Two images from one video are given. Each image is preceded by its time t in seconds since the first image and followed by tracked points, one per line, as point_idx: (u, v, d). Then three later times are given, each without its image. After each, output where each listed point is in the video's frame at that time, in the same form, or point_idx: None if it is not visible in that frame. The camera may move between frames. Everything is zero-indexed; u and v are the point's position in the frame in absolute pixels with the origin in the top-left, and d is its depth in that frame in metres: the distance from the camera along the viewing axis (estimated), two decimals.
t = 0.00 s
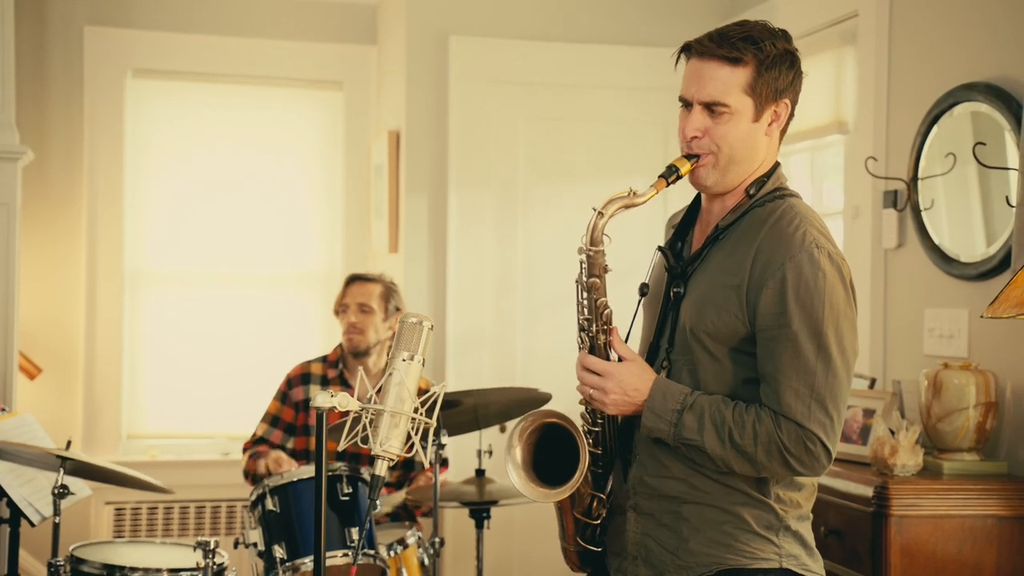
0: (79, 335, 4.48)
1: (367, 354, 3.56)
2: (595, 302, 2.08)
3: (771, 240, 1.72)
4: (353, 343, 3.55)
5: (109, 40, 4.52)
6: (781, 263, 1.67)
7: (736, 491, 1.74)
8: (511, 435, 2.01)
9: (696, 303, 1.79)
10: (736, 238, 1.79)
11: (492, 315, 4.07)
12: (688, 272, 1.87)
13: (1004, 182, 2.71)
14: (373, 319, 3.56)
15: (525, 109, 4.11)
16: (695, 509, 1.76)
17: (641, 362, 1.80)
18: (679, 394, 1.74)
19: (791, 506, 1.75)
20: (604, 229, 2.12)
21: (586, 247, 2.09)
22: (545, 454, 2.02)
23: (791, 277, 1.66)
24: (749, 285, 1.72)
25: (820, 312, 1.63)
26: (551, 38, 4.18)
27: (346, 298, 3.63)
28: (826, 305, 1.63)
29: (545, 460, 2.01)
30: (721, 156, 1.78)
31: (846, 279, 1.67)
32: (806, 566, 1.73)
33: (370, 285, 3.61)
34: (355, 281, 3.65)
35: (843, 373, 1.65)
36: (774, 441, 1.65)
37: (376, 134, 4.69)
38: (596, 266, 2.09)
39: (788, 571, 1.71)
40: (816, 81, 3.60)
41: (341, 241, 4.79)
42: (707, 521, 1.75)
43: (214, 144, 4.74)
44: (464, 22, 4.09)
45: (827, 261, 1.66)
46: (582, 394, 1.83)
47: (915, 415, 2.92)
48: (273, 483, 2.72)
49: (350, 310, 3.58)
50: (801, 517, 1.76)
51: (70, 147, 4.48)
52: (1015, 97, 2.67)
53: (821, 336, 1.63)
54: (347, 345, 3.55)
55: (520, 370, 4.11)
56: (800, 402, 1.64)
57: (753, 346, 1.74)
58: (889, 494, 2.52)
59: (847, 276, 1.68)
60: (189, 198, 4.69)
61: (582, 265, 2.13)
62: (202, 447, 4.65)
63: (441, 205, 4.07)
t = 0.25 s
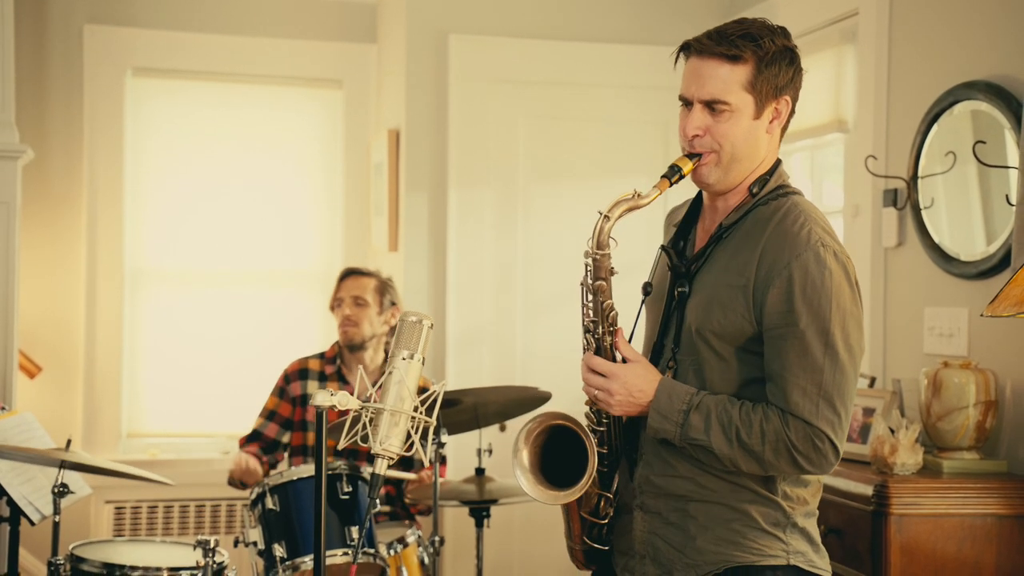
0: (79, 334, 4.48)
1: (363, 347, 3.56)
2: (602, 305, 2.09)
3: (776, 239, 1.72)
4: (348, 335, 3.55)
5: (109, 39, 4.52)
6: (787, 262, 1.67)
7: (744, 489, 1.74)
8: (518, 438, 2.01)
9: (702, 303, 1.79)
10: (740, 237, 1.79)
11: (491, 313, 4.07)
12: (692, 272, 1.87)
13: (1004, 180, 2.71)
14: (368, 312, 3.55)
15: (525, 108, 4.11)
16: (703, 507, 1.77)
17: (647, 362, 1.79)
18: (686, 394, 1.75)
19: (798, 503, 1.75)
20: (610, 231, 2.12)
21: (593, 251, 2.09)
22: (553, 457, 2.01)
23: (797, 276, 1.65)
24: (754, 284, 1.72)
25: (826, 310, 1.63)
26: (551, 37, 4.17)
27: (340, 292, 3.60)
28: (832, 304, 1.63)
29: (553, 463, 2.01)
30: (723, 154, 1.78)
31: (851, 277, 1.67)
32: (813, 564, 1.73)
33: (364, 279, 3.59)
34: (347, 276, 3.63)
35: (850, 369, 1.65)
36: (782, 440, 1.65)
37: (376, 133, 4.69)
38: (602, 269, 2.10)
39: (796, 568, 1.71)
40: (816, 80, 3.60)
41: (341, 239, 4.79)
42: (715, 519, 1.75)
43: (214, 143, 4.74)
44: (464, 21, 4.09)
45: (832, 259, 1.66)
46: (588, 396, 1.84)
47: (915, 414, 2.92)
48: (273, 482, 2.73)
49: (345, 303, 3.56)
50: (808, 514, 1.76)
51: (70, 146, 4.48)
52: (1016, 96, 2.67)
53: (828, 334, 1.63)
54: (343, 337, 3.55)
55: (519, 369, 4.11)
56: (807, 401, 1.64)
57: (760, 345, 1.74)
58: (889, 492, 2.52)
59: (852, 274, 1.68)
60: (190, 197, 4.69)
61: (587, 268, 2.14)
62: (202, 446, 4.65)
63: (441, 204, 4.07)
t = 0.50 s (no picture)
0: (79, 334, 4.48)
1: (361, 355, 3.57)
2: (607, 299, 2.09)
3: (777, 229, 1.72)
4: (348, 345, 3.54)
5: (109, 39, 4.52)
6: (789, 250, 1.68)
7: (751, 487, 1.74)
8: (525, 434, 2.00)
9: (706, 295, 1.80)
10: (742, 229, 1.80)
11: (491, 314, 4.07)
12: (694, 266, 1.88)
13: (1004, 181, 2.71)
14: (368, 321, 3.55)
15: (525, 108, 4.11)
16: (710, 505, 1.77)
17: (653, 355, 1.79)
18: (694, 383, 1.74)
19: (806, 500, 1.75)
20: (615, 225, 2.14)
21: (598, 243, 2.11)
22: (558, 453, 2.01)
23: (798, 263, 1.66)
24: (758, 274, 1.73)
25: (830, 295, 1.63)
26: (551, 37, 4.17)
27: (340, 299, 3.59)
28: (836, 289, 1.64)
29: (560, 461, 2.01)
30: (721, 147, 1.78)
31: (854, 263, 1.67)
32: (821, 560, 1.73)
33: (364, 287, 3.58)
34: (349, 283, 3.62)
35: (856, 354, 1.65)
36: (791, 425, 1.65)
37: (376, 133, 4.69)
38: (607, 262, 2.11)
39: (804, 565, 1.71)
40: (816, 80, 3.60)
41: (341, 239, 4.79)
42: (722, 517, 1.75)
43: (214, 142, 4.74)
44: (464, 21, 4.09)
45: (834, 246, 1.66)
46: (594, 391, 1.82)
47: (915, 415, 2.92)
48: (273, 483, 2.73)
49: (345, 313, 3.55)
50: (815, 511, 1.76)
51: (70, 146, 4.48)
52: (1015, 97, 2.67)
53: (832, 319, 1.64)
54: (342, 346, 3.55)
55: (518, 369, 4.11)
56: (814, 386, 1.64)
57: (765, 334, 1.74)
58: (889, 493, 2.52)
59: (854, 260, 1.68)
60: (190, 196, 4.69)
61: (592, 261, 2.15)
62: (202, 446, 4.65)
63: (441, 205, 4.07)
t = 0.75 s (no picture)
0: (79, 335, 4.48)
1: (355, 351, 3.56)
2: (607, 294, 2.10)
3: (775, 227, 1.73)
4: (341, 339, 3.54)
5: (109, 40, 4.52)
6: (785, 247, 1.69)
7: (744, 488, 1.75)
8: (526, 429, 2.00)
9: (704, 293, 1.81)
10: (740, 228, 1.81)
11: (491, 315, 4.07)
12: (693, 265, 1.89)
13: (1004, 182, 2.71)
14: (359, 315, 3.56)
15: (525, 109, 4.11)
16: (704, 505, 1.77)
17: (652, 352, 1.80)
18: (693, 379, 1.75)
19: (799, 499, 1.76)
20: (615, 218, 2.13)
21: (600, 237, 2.10)
22: (557, 451, 2.01)
23: (796, 259, 1.67)
24: (755, 271, 1.74)
25: (827, 291, 1.64)
26: (551, 38, 4.17)
27: (331, 296, 3.62)
28: (833, 285, 1.64)
29: (558, 457, 2.01)
30: (722, 147, 1.79)
31: (851, 261, 1.68)
32: (817, 559, 1.73)
33: (355, 283, 3.61)
34: (340, 279, 3.65)
35: (854, 351, 1.65)
36: (788, 421, 1.65)
37: (376, 133, 4.69)
38: (608, 257, 2.11)
39: (799, 565, 1.72)
40: (816, 80, 3.60)
41: (340, 240, 4.79)
42: (716, 518, 1.75)
43: (214, 143, 4.74)
44: (464, 22, 4.09)
45: (831, 243, 1.67)
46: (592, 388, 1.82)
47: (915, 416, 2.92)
48: (273, 484, 2.72)
49: (336, 307, 3.57)
50: (809, 510, 1.77)
51: (70, 147, 4.48)
52: (1015, 98, 2.67)
53: (830, 315, 1.64)
54: (335, 341, 3.55)
55: (518, 370, 4.11)
56: (811, 381, 1.64)
57: (762, 332, 1.75)
58: (889, 494, 2.52)
59: (852, 258, 1.69)
60: (190, 196, 4.69)
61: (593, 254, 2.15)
62: (202, 447, 4.65)
63: (441, 205, 4.07)
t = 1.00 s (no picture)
0: (79, 335, 4.48)
1: (350, 354, 3.56)
2: (596, 289, 2.11)
3: (758, 216, 1.75)
4: (335, 344, 3.54)
5: (109, 40, 4.52)
6: (771, 234, 1.71)
7: (736, 479, 1.76)
8: (521, 425, 2.00)
9: (691, 284, 1.81)
10: (724, 219, 1.81)
11: (491, 315, 4.07)
12: (678, 259, 1.89)
13: (1004, 183, 2.71)
14: (353, 319, 3.55)
15: (525, 109, 4.12)
16: (697, 500, 1.78)
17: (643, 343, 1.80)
18: (686, 367, 1.75)
19: (793, 490, 1.75)
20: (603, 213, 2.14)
21: (588, 231, 2.12)
22: (554, 445, 2.01)
23: (782, 245, 1.69)
24: (741, 259, 1.75)
25: (814, 275, 1.66)
26: (550, 38, 4.17)
27: (324, 299, 3.62)
28: (819, 269, 1.66)
29: (554, 454, 2.01)
30: (703, 141, 1.81)
31: (836, 245, 1.70)
32: (811, 551, 1.74)
33: (347, 284, 3.61)
34: (331, 283, 3.64)
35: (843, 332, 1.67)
36: (784, 403, 1.67)
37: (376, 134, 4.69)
38: (597, 251, 2.12)
39: (795, 557, 1.73)
40: (816, 80, 3.60)
41: (340, 240, 4.79)
42: (710, 513, 1.76)
43: (213, 143, 4.74)
44: (464, 22, 4.09)
45: (815, 228, 1.69)
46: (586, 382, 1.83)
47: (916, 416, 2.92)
48: (273, 484, 2.72)
49: (329, 312, 3.56)
50: (804, 501, 1.77)
51: (70, 147, 4.48)
52: (1016, 98, 2.67)
53: (818, 298, 1.66)
54: (330, 346, 3.54)
55: (518, 370, 4.11)
56: (805, 363, 1.66)
57: (751, 319, 1.76)
58: (889, 495, 2.53)
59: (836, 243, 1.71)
60: (188, 195, 4.69)
61: (582, 251, 2.16)
62: (202, 447, 4.65)
63: (441, 206, 4.07)
